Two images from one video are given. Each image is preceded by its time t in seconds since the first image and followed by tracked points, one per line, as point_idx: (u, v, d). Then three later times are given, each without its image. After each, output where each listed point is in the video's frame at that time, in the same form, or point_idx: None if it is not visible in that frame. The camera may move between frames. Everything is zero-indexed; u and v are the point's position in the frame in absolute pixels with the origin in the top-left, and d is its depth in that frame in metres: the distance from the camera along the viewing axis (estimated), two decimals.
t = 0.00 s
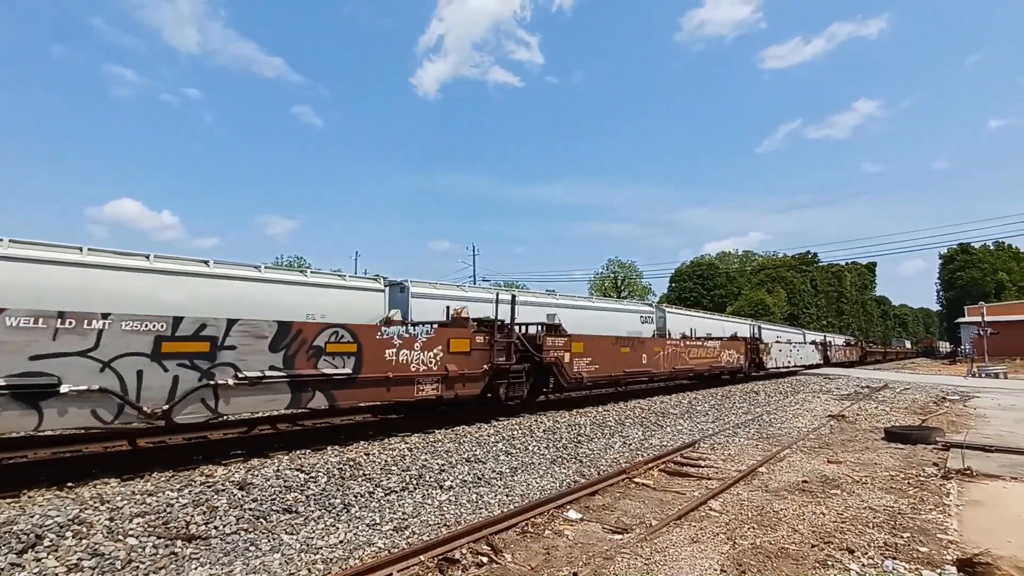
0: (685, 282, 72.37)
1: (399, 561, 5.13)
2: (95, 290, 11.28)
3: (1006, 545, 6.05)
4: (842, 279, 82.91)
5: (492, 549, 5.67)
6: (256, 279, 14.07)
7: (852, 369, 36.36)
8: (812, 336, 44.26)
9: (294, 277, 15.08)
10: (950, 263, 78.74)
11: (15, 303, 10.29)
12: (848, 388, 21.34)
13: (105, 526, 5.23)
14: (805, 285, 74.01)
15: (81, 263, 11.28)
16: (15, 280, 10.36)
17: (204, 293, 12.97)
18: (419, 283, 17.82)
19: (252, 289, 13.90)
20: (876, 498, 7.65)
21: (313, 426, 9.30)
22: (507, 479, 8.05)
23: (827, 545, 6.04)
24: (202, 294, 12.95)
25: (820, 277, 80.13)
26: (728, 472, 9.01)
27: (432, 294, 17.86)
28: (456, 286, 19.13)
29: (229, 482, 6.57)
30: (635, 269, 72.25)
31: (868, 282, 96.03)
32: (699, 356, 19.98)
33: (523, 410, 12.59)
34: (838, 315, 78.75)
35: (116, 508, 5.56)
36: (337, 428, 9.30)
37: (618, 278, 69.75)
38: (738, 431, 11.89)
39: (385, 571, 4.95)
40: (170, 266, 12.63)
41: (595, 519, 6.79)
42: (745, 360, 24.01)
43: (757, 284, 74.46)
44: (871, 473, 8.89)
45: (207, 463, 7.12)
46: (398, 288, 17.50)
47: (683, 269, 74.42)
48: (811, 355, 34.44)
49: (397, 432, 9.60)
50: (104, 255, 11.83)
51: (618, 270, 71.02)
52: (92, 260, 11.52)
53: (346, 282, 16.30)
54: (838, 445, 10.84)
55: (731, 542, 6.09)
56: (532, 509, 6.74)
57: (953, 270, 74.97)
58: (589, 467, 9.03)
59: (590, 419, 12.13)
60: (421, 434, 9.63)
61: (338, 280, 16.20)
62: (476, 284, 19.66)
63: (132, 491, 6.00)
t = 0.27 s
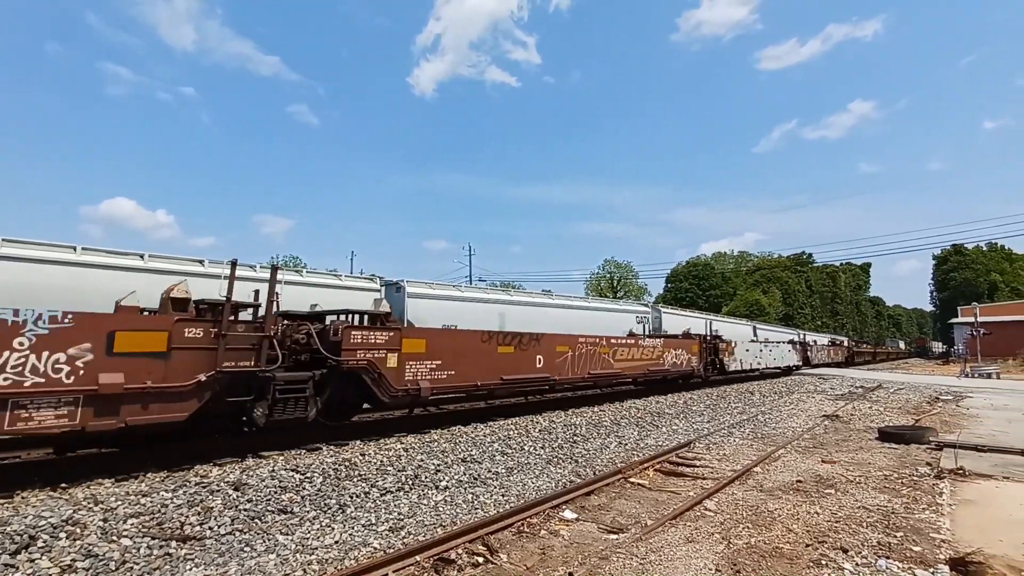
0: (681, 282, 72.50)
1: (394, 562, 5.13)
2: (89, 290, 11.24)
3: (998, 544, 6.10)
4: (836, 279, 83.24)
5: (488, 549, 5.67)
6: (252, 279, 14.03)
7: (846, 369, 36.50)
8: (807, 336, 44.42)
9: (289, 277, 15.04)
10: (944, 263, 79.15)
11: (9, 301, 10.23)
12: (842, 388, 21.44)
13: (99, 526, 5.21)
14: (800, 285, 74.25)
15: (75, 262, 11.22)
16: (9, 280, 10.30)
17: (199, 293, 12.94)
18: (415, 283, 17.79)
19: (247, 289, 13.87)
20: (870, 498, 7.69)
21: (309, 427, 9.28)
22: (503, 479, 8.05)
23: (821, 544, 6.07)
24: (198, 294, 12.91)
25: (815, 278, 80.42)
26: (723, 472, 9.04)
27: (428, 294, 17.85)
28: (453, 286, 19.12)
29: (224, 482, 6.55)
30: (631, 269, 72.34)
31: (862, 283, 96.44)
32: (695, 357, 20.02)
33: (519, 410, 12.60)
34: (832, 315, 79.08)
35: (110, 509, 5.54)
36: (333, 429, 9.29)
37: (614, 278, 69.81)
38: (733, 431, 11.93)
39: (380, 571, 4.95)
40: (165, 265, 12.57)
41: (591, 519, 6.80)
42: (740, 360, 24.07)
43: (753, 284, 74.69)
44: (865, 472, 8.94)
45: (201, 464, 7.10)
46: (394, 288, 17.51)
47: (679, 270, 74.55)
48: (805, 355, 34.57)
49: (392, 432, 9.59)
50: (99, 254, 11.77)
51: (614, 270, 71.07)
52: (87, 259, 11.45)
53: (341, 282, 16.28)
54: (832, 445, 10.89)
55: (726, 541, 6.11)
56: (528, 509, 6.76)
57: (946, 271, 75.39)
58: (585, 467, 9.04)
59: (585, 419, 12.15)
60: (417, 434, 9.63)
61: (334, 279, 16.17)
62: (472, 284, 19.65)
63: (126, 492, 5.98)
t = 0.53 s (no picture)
0: (678, 282, 72.58)
1: (391, 561, 5.13)
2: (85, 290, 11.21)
3: (993, 543, 6.12)
4: (833, 279, 83.46)
5: (485, 549, 5.68)
6: (248, 278, 14.01)
7: (842, 369, 36.59)
8: (803, 336, 44.52)
9: (286, 276, 15.02)
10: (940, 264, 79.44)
11: (4, 301, 10.20)
12: (838, 387, 21.51)
13: (94, 526, 5.20)
14: (797, 285, 74.41)
15: (70, 262, 11.17)
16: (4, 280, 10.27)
17: (195, 293, 12.92)
18: (412, 283, 17.78)
19: (244, 289, 13.85)
20: (865, 497, 7.72)
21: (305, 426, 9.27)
22: (500, 479, 8.06)
23: (817, 544, 6.09)
24: (194, 293, 12.90)
25: (812, 278, 80.61)
26: (719, 471, 9.06)
27: (426, 294, 17.84)
28: (450, 286, 19.11)
29: (220, 482, 6.55)
30: (628, 269, 72.38)
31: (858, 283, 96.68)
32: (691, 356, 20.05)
33: (516, 411, 12.60)
34: (828, 315, 79.31)
35: (106, 509, 5.53)
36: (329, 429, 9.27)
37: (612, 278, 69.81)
38: (729, 431, 11.97)
39: (377, 571, 4.95)
40: (160, 265, 12.54)
41: (588, 519, 6.81)
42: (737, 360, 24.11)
43: (750, 284, 74.80)
44: (860, 472, 8.98)
45: (198, 464, 7.10)
46: (391, 288, 17.50)
47: (676, 270, 74.64)
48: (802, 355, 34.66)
49: (389, 432, 9.58)
50: (94, 253, 11.73)
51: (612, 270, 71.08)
52: (82, 258, 11.42)
53: (338, 281, 16.26)
54: (828, 444, 10.92)
55: (723, 541, 6.13)
56: (525, 508, 6.76)
57: (942, 271, 75.62)
58: (582, 467, 9.05)
59: (582, 418, 12.17)
60: (414, 434, 9.63)
61: (330, 279, 16.16)
62: (469, 284, 19.65)
63: (122, 492, 5.97)
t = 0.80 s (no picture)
0: (674, 281, 72.74)
1: (387, 562, 5.13)
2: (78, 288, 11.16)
3: (987, 541, 6.16)
4: (828, 279, 83.79)
5: (481, 549, 5.69)
6: (244, 277, 13.97)
7: (837, 368, 36.75)
8: (798, 336, 44.68)
9: (282, 275, 14.99)
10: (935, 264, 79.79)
11: None
12: (833, 387, 21.61)
13: (89, 527, 5.19)
14: (793, 285, 74.63)
15: (64, 261, 11.12)
16: None
17: (191, 291, 12.88)
18: (409, 282, 17.77)
19: (240, 288, 13.81)
20: (861, 496, 7.76)
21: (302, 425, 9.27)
22: (497, 478, 8.07)
23: (813, 542, 6.11)
24: (189, 292, 12.85)
25: (807, 278, 80.90)
26: (715, 470, 9.09)
27: (422, 293, 17.83)
28: (447, 285, 19.11)
29: (216, 482, 6.54)
30: (625, 268, 72.48)
31: (854, 283, 97.02)
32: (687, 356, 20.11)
33: (512, 410, 12.63)
34: (824, 315, 79.60)
35: (101, 509, 5.52)
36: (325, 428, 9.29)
37: (608, 278, 69.92)
38: (726, 430, 12.00)
39: (373, 571, 4.95)
40: (156, 264, 12.50)
41: (584, 518, 6.83)
42: (733, 360, 24.19)
43: (746, 284, 75.02)
44: (856, 471, 9.02)
45: (193, 464, 7.07)
46: (388, 287, 17.50)
47: (672, 269, 74.79)
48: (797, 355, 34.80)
49: (386, 432, 9.59)
50: (88, 251, 11.67)
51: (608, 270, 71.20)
52: (76, 257, 11.36)
53: (335, 281, 16.24)
54: (823, 443, 10.96)
55: (718, 540, 6.15)
56: (522, 508, 6.77)
57: (936, 271, 75.97)
58: (579, 466, 9.07)
59: (579, 418, 12.20)
60: (411, 434, 9.64)
61: (327, 278, 16.13)
62: (466, 283, 19.65)
63: (117, 492, 5.96)
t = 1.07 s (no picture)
0: (671, 281, 72.86)
1: (383, 561, 5.13)
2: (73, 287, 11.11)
3: (982, 539, 6.18)
4: (824, 278, 84.06)
5: (478, 548, 5.69)
6: (241, 276, 13.94)
7: (832, 368, 36.88)
8: (794, 335, 44.79)
9: (279, 275, 14.96)
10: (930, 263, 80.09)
11: None
12: (829, 386, 21.68)
13: (83, 526, 5.17)
14: (789, 285, 74.80)
15: (59, 260, 11.07)
16: None
17: (187, 290, 12.84)
18: (406, 282, 17.78)
19: (237, 288, 13.78)
20: (857, 495, 7.79)
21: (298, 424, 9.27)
22: (493, 477, 8.07)
23: (809, 541, 6.14)
24: (185, 291, 12.81)
25: (803, 277, 81.11)
26: (712, 469, 9.12)
27: (419, 292, 17.84)
28: (443, 284, 19.12)
29: (211, 481, 6.52)
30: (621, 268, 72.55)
31: (849, 283, 97.31)
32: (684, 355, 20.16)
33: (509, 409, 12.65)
34: (820, 315, 79.82)
35: (95, 509, 5.50)
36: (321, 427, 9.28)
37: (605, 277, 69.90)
38: (722, 429, 12.03)
39: (369, 571, 4.94)
40: (151, 263, 12.45)
41: (581, 517, 6.83)
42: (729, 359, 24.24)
43: (742, 283, 75.15)
44: (851, 469, 9.06)
45: (188, 463, 7.04)
46: (385, 286, 17.50)
47: (669, 269, 74.90)
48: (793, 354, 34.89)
49: (382, 431, 9.58)
50: (83, 250, 11.63)
51: (605, 269, 71.24)
52: (72, 256, 11.31)
53: (332, 280, 16.23)
54: (819, 442, 11.01)
55: (715, 538, 6.17)
56: (519, 507, 6.78)
57: (931, 271, 76.26)
58: (576, 465, 9.08)
59: (576, 417, 12.22)
60: (407, 433, 9.64)
61: (324, 278, 16.11)
62: (462, 282, 19.67)
63: (112, 491, 5.94)
